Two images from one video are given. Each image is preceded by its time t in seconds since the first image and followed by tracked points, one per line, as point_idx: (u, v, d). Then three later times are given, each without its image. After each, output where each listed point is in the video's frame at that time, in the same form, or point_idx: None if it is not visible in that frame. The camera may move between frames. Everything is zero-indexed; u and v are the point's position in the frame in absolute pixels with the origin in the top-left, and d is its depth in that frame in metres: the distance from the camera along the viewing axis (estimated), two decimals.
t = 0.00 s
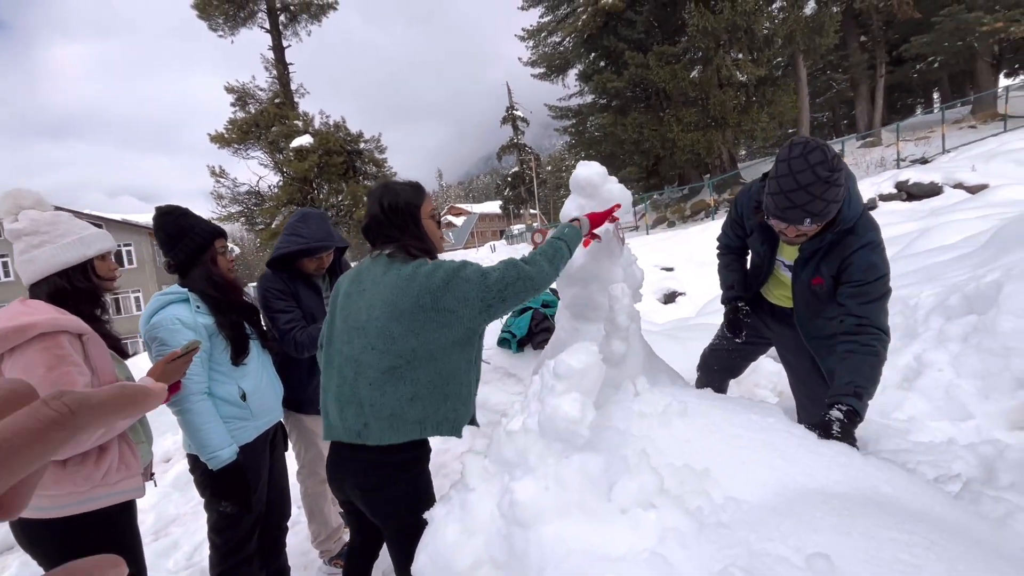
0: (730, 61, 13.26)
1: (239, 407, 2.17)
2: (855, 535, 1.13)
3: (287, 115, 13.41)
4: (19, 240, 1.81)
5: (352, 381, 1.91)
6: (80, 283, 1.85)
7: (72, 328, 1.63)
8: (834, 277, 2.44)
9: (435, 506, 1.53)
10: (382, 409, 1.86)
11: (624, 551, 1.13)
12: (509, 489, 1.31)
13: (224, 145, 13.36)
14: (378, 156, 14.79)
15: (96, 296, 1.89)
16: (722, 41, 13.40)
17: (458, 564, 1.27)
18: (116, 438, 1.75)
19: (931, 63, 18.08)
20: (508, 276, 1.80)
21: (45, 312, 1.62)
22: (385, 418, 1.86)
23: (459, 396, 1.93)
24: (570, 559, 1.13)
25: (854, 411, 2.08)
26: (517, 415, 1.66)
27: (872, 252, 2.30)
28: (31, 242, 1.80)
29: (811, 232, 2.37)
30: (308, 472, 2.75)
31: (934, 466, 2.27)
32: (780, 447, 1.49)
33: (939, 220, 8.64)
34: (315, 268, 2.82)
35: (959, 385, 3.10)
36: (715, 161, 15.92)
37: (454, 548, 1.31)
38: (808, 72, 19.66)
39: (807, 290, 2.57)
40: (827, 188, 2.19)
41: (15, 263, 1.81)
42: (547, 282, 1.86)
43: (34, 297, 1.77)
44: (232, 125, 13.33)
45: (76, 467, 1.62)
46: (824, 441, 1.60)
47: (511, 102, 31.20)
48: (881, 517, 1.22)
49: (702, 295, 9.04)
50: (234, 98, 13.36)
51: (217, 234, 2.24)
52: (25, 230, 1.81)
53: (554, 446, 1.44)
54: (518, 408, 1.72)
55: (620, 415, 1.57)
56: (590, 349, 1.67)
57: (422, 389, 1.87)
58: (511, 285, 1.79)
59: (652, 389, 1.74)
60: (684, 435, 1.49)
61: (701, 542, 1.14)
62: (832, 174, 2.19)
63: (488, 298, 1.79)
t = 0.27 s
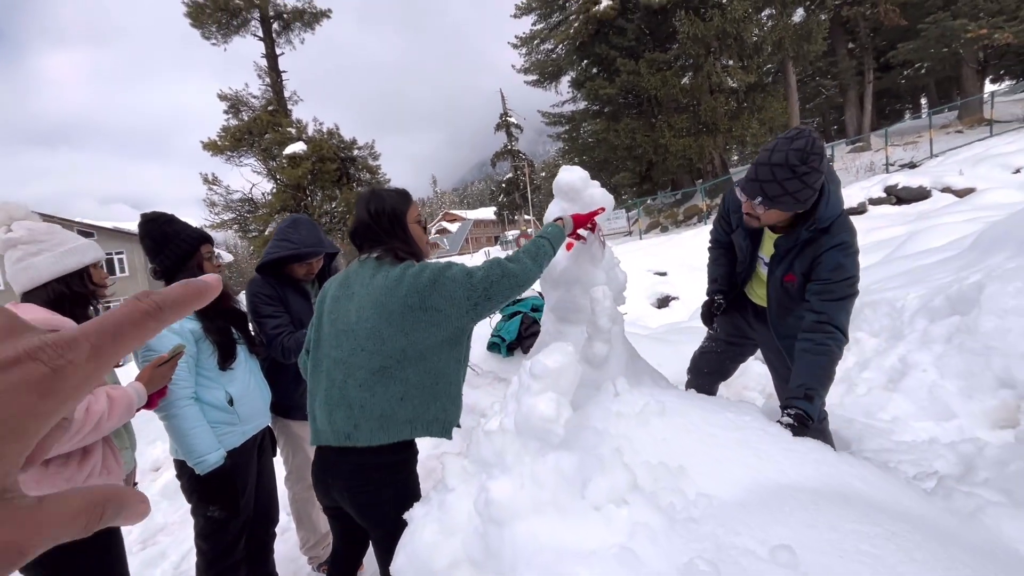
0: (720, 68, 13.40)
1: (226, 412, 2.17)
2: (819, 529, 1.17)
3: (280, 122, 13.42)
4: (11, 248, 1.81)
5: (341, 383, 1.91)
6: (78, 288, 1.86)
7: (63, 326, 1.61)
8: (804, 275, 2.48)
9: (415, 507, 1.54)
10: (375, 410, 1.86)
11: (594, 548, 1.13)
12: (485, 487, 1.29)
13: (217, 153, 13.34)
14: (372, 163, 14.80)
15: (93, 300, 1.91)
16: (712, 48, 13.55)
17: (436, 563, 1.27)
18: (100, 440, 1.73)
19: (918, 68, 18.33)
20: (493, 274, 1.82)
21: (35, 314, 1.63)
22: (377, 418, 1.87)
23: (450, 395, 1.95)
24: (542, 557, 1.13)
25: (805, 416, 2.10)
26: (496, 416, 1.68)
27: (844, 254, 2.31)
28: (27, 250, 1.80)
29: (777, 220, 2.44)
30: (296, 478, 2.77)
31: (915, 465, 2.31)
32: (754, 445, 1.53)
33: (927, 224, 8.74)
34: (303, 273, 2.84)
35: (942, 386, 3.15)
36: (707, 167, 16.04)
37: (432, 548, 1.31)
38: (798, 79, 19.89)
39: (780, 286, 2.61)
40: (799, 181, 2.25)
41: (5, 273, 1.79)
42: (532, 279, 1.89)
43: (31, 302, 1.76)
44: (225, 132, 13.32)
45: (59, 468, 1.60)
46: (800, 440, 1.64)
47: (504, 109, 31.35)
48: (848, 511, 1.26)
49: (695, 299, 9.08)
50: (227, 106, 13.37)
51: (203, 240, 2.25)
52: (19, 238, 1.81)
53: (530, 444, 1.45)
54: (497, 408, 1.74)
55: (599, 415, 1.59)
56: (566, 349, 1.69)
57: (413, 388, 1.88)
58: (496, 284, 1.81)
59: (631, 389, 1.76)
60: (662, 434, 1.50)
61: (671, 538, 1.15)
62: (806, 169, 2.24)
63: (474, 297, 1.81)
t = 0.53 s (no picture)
0: (714, 75, 13.52)
1: (221, 418, 2.17)
2: (805, 526, 1.19)
3: (277, 131, 13.46)
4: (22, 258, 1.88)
5: (336, 388, 1.92)
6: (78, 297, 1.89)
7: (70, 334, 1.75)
8: (796, 267, 2.52)
9: (408, 511, 1.55)
10: (370, 414, 1.87)
11: (581, 547, 1.13)
12: (476, 490, 1.31)
13: (213, 161, 13.35)
14: (369, 170, 14.82)
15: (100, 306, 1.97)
16: (706, 56, 13.69)
17: (428, 565, 1.28)
18: (95, 447, 1.80)
19: (910, 76, 18.54)
20: (487, 280, 1.83)
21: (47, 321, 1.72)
22: (373, 422, 1.88)
23: (445, 399, 1.96)
24: (531, 555, 1.13)
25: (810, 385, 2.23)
26: (489, 420, 1.69)
27: (836, 247, 2.38)
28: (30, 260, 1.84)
29: (759, 205, 2.53)
30: (290, 485, 2.78)
31: (907, 467, 2.33)
32: (744, 447, 1.54)
33: (920, 229, 8.83)
34: (299, 278, 2.85)
35: (934, 389, 3.18)
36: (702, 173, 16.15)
37: (424, 552, 1.32)
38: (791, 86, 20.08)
39: (770, 279, 2.63)
40: (781, 163, 2.38)
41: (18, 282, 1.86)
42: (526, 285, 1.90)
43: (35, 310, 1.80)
44: (222, 141, 13.35)
45: (51, 469, 1.65)
46: (789, 441, 1.66)
47: (501, 116, 31.50)
48: (832, 509, 1.28)
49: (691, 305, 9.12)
50: (224, 114, 13.39)
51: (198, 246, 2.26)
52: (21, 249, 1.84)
53: (521, 447, 1.48)
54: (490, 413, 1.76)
55: (590, 418, 1.62)
56: (557, 352, 1.72)
57: (408, 393, 1.89)
58: (490, 291, 1.82)
59: (624, 392, 1.77)
60: (652, 436, 1.52)
61: (658, 537, 1.16)
62: (787, 151, 2.37)
63: (468, 304, 1.83)
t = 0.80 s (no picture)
0: (712, 84, 13.61)
1: (221, 425, 2.17)
2: (807, 532, 1.18)
3: (278, 139, 13.53)
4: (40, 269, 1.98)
5: (336, 396, 1.92)
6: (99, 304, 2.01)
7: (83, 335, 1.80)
8: (791, 257, 2.53)
9: (409, 519, 1.54)
10: (371, 423, 1.87)
11: (584, 555, 1.12)
12: (478, 497, 1.30)
13: (214, 169, 13.41)
14: (370, 178, 14.88)
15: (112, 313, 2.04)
16: (704, 64, 13.80)
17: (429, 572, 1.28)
18: (100, 449, 1.81)
19: (906, 84, 18.67)
20: (489, 294, 1.85)
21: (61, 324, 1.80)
22: (373, 432, 1.87)
23: (445, 410, 1.97)
24: (533, 562, 1.12)
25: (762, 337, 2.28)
26: (490, 426, 1.69)
27: (831, 237, 2.41)
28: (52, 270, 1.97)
29: (761, 195, 2.57)
30: (290, 493, 2.76)
31: (909, 473, 2.33)
32: (744, 453, 1.54)
33: (919, 235, 8.85)
34: (300, 286, 2.87)
35: (935, 395, 3.18)
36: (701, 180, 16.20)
37: (425, 558, 1.31)
38: (789, 94, 20.23)
39: (765, 270, 2.64)
40: (780, 151, 2.45)
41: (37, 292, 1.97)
42: (526, 299, 1.92)
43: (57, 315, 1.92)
44: (222, 149, 13.41)
45: (55, 468, 1.66)
46: (790, 447, 1.66)
47: (501, 124, 31.66)
48: (834, 515, 1.28)
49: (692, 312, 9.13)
50: (225, 123, 13.47)
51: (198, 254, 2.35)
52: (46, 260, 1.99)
53: (523, 454, 1.47)
54: (492, 419, 1.75)
55: (591, 424, 1.62)
56: (557, 358, 1.72)
57: (408, 403, 1.89)
58: (492, 305, 1.84)
59: (625, 399, 1.78)
60: (654, 443, 1.52)
61: (661, 543, 1.16)
62: (785, 138, 2.45)
63: (469, 319, 1.85)
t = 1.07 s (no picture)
0: (714, 92, 13.66)
1: (226, 429, 2.19)
2: (811, 534, 1.18)
3: (282, 147, 13.63)
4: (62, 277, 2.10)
5: (344, 398, 1.93)
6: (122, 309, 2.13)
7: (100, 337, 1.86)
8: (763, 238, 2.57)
9: (413, 521, 1.54)
10: (381, 427, 1.88)
11: (589, 556, 1.13)
12: (483, 499, 1.30)
13: (219, 176, 13.49)
14: (372, 186, 14.94)
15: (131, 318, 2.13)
16: (706, 73, 13.88)
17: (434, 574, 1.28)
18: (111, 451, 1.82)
19: (907, 92, 18.74)
20: (497, 297, 1.90)
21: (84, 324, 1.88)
22: (383, 435, 1.88)
23: (451, 411, 2.00)
24: (539, 564, 1.12)
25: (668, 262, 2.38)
26: (494, 429, 1.69)
27: (806, 220, 2.42)
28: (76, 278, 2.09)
29: (756, 180, 2.63)
30: (292, 499, 2.78)
31: (913, 480, 2.32)
32: (748, 457, 1.54)
33: (922, 243, 8.85)
34: (305, 290, 2.91)
35: (939, 402, 3.17)
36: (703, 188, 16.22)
37: (430, 561, 1.31)
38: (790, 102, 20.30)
39: (743, 250, 2.72)
40: (775, 136, 2.52)
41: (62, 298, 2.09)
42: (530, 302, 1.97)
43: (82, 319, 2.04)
44: (227, 157, 13.50)
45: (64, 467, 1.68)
46: (792, 451, 1.67)
47: (503, 133, 31.82)
48: (838, 518, 1.28)
49: (694, 319, 9.12)
50: (230, 131, 13.58)
51: (205, 260, 2.44)
52: (69, 267, 2.11)
53: (527, 456, 1.47)
54: (495, 423, 1.75)
55: (595, 428, 1.63)
56: (561, 362, 1.73)
57: (418, 405, 1.91)
58: (499, 308, 1.89)
59: (628, 403, 1.79)
60: (658, 447, 1.52)
61: (665, 545, 1.16)
62: (780, 124, 2.51)
63: (479, 322, 1.90)
